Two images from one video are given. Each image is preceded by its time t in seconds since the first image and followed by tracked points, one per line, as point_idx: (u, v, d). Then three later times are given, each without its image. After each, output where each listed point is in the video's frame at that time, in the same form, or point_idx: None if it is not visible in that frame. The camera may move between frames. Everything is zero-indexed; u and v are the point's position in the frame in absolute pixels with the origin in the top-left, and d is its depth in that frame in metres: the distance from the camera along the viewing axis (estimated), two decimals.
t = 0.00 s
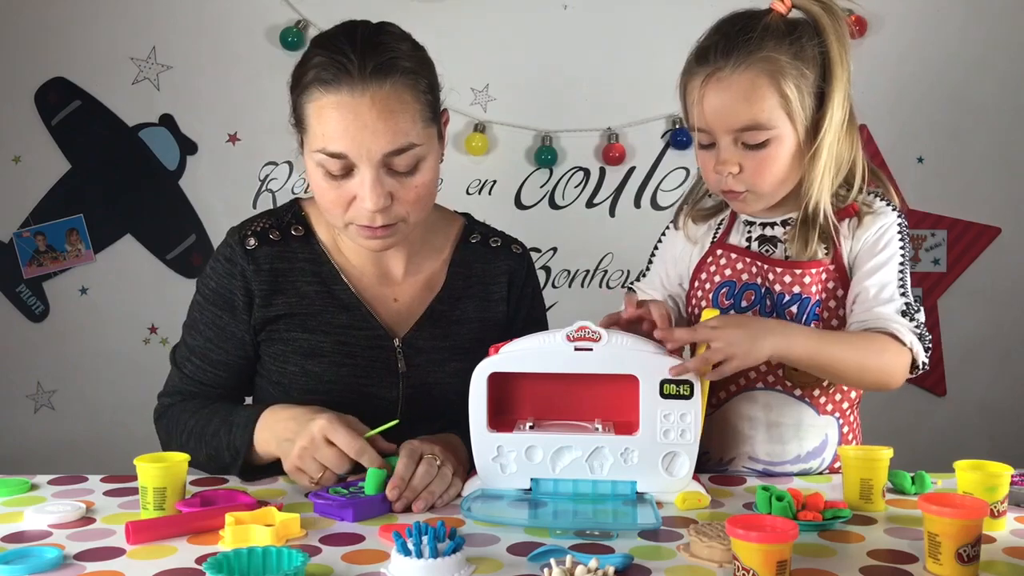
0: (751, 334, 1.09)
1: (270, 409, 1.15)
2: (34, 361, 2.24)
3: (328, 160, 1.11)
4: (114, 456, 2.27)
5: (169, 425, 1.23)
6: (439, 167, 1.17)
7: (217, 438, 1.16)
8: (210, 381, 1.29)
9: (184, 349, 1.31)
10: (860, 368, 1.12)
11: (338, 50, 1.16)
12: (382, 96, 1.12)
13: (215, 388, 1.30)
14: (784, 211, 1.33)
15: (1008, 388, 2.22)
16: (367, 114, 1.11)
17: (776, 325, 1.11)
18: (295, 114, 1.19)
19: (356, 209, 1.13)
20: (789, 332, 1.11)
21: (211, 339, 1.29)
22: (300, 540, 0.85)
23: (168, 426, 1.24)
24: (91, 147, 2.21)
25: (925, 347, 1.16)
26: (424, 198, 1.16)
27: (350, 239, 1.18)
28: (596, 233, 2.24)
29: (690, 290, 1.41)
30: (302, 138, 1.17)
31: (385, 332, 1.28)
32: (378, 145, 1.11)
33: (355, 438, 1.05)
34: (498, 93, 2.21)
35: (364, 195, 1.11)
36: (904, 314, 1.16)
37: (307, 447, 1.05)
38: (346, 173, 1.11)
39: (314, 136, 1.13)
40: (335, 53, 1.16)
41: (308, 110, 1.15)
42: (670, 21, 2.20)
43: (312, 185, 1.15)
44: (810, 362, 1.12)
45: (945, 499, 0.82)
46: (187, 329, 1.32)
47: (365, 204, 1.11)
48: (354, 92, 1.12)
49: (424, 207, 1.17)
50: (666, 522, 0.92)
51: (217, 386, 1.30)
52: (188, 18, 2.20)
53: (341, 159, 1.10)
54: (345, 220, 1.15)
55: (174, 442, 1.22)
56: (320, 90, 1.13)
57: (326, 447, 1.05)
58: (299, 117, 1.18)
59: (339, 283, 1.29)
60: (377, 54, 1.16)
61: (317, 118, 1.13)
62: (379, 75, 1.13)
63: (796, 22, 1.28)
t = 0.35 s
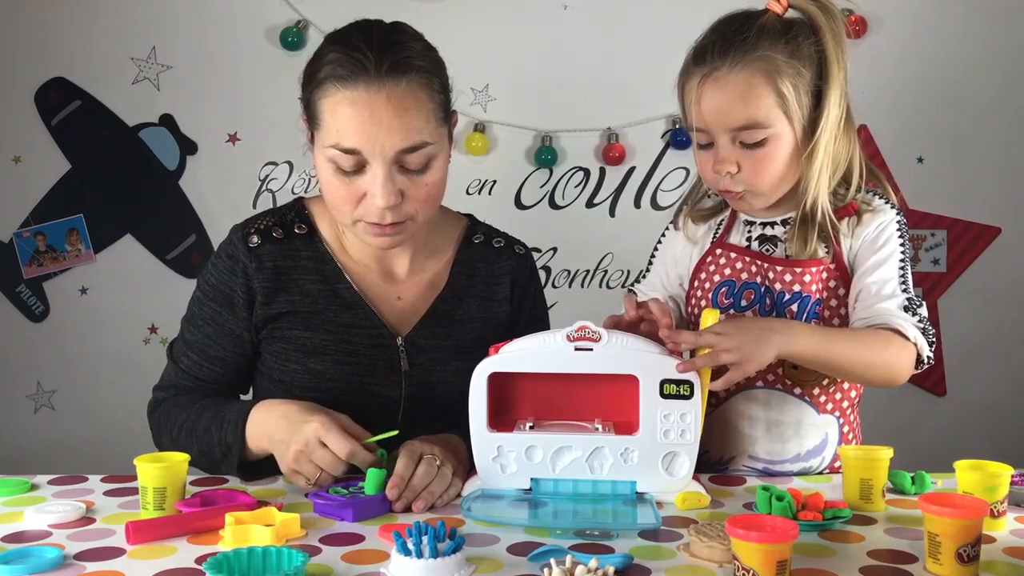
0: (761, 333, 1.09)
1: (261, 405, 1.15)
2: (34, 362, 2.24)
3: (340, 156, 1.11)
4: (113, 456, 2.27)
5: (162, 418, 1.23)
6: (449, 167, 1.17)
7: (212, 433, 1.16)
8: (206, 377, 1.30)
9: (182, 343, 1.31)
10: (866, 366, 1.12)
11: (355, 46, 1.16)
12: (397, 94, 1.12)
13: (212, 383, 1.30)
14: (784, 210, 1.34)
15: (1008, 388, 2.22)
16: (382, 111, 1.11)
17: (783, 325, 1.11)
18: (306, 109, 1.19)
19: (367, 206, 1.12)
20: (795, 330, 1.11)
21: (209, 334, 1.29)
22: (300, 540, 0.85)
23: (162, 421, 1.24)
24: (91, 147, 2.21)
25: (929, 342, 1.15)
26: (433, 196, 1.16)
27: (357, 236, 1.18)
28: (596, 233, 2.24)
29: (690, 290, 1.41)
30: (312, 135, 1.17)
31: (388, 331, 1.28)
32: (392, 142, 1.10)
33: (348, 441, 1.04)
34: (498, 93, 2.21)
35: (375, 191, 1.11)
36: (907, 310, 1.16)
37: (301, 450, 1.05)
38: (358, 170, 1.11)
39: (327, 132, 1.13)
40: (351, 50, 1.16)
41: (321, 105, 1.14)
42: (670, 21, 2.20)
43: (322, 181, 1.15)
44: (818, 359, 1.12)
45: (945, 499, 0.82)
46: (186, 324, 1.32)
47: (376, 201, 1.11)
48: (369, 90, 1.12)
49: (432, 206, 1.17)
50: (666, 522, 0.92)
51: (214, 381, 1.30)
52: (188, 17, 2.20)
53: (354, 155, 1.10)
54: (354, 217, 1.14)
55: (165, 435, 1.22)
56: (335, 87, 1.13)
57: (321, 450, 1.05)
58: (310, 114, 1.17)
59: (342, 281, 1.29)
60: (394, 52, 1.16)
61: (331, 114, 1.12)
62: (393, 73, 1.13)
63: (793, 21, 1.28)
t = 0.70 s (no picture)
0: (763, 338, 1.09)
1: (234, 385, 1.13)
2: (34, 361, 2.24)
3: (376, 152, 1.11)
4: (113, 455, 2.27)
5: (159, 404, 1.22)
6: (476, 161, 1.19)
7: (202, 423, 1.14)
8: (203, 366, 1.29)
9: (182, 331, 1.31)
10: (870, 369, 1.12)
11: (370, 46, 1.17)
12: (433, 88, 1.13)
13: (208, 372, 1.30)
14: (785, 211, 1.33)
15: (1009, 388, 2.22)
16: (422, 103, 1.11)
17: (786, 327, 1.12)
18: (328, 114, 1.19)
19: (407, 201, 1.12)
20: (799, 332, 1.12)
21: (208, 322, 1.29)
22: (300, 540, 0.85)
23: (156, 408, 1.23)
24: (91, 147, 2.21)
25: (932, 345, 1.15)
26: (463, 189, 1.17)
27: (394, 236, 1.18)
28: (596, 233, 2.24)
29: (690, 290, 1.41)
30: (342, 133, 1.16)
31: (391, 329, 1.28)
32: (433, 134, 1.10)
33: (317, 409, 1.02)
34: (498, 93, 2.21)
35: (415, 184, 1.11)
36: (910, 314, 1.16)
37: (277, 422, 1.05)
38: (397, 164, 1.11)
39: (367, 127, 1.12)
40: (370, 49, 1.16)
41: (349, 107, 1.15)
42: (669, 21, 2.20)
43: (355, 176, 1.14)
44: (824, 364, 1.13)
45: (945, 498, 0.82)
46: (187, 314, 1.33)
47: (416, 194, 1.11)
48: (407, 84, 1.12)
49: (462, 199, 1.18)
50: (666, 522, 0.92)
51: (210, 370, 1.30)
52: (188, 17, 2.20)
53: (395, 148, 1.10)
54: (390, 213, 1.14)
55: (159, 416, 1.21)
56: (372, 82, 1.13)
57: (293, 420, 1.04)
58: (338, 112, 1.17)
59: (346, 278, 1.29)
60: (412, 45, 1.16)
61: (369, 109, 1.12)
62: (428, 67, 1.14)
63: (792, 20, 1.28)
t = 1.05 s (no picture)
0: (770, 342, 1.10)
1: (377, 322, 0.90)
2: (34, 361, 2.24)
3: (439, 140, 1.12)
4: (113, 455, 2.27)
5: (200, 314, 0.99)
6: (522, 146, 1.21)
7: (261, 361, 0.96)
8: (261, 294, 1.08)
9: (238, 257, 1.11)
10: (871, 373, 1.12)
11: (401, 45, 1.17)
12: (485, 73, 1.15)
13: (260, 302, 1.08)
14: (788, 210, 1.33)
15: (1009, 388, 2.22)
16: (478, 87, 1.13)
17: (789, 326, 1.11)
18: (376, 122, 1.19)
19: (472, 187, 1.13)
20: (804, 330, 1.11)
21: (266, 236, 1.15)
22: (300, 540, 0.85)
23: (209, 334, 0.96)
24: (91, 147, 2.21)
25: (933, 351, 1.16)
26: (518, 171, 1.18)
27: (463, 229, 1.18)
28: (596, 233, 2.24)
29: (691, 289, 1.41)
30: (395, 129, 1.17)
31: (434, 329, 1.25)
32: (491, 117, 1.12)
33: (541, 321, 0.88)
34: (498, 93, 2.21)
35: (482, 167, 1.12)
36: (911, 318, 1.17)
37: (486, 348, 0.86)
38: (462, 149, 1.12)
39: (426, 116, 1.13)
40: (413, 43, 1.16)
41: (400, 105, 1.15)
42: (670, 20, 2.20)
43: (417, 168, 1.14)
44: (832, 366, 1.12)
45: (945, 499, 0.82)
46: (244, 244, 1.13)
47: (483, 177, 1.12)
48: (458, 69, 1.14)
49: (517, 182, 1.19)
50: (666, 522, 0.92)
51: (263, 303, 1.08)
52: (188, 17, 2.20)
53: (457, 133, 1.12)
54: (456, 201, 1.14)
55: (205, 337, 0.96)
56: (424, 71, 1.14)
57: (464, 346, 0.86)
58: (387, 107, 1.17)
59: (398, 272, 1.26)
60: (442, 34, 1.17)
61: (425, 97, 1.13)
62: (474, 54, 1.16)
63: (794, 19, 1.28)
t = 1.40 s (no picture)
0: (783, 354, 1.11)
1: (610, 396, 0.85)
2: (34, 361, 2.24)
3: (499, 158, 1.04)
4: (113, 455, 2.27)
5: (400, 361, 0.87)
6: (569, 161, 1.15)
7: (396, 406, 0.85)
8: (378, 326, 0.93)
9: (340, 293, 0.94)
10: (889, 386, 1.16)
11: (453, 56, 1.08)
12: (545, 88, 1.06)
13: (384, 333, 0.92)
14: (795, 211, 1.32)
15: (1009, 389, 2.22)
16: (542, 103, 1.05)
17: (815, 337, 1.13)
18: (428, 137, 1.09)
19: (528, 207, 1.06)
20: (832, 343, 1.13)
21: (382, 257, 1.00)
22: (300, 540, 0.86)
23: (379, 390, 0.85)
24: (91, 148, 2.21)
25: (940, 362, 1.21)
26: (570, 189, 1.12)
27: (513, 249, 1.11)
28: (596, 233, 2.23)
29: (695, 289, 1.41)
30: (446, 144, 1.07)
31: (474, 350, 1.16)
32: (551, 134, 1.05)
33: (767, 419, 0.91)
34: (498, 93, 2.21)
35: (540, 188, 1.05)
36: (924, 330, 1.20)
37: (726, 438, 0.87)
38: (521, 169, 1.05)
39: (488, 132, 1.04)
40: (471, 52, 1.07)
41: (457, 121, 1.06)
42: (670, 20, 2.20)
43: (471, 188, 1.07)
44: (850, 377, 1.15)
45: (945, 499, 0.82)
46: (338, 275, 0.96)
47: (541, 198, 1.05)
48: (518, 84, 1.05)
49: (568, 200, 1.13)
50: (667, 522, 0.92)
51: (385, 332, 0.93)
52: (188, 17, 2.20)
53: (519, 153, 1.04)
54: (508, 221, 1.07)
55: (423, 392, 0.85)
56: (484, 85, 1.05)
57: (711, 440, 0.86)
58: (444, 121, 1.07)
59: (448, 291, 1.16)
60: (502, 45, 1.08)
61: (489, 113, 1.04)
62: (535, 67, 1.08)
63: (801, 21, 1.28)
